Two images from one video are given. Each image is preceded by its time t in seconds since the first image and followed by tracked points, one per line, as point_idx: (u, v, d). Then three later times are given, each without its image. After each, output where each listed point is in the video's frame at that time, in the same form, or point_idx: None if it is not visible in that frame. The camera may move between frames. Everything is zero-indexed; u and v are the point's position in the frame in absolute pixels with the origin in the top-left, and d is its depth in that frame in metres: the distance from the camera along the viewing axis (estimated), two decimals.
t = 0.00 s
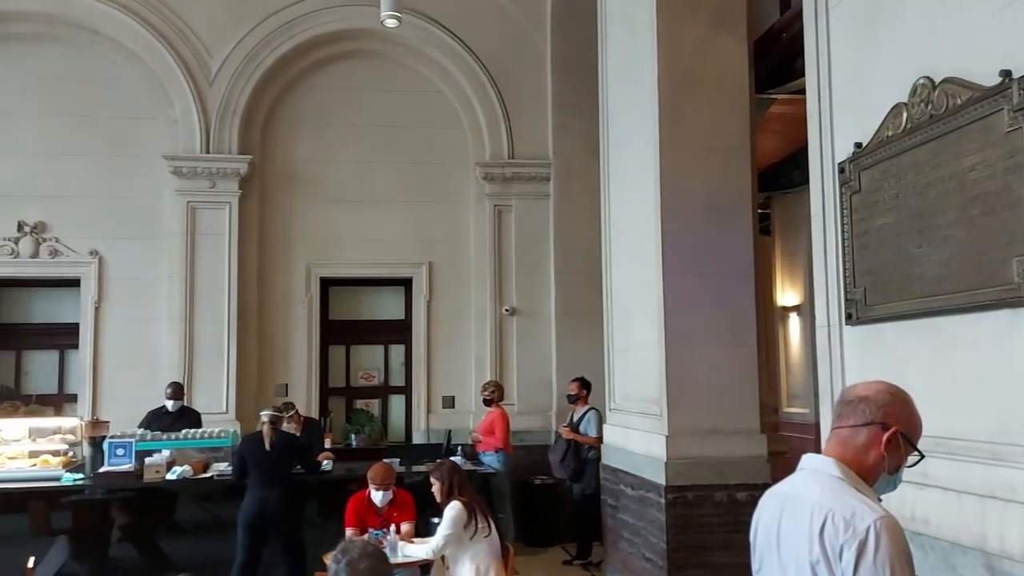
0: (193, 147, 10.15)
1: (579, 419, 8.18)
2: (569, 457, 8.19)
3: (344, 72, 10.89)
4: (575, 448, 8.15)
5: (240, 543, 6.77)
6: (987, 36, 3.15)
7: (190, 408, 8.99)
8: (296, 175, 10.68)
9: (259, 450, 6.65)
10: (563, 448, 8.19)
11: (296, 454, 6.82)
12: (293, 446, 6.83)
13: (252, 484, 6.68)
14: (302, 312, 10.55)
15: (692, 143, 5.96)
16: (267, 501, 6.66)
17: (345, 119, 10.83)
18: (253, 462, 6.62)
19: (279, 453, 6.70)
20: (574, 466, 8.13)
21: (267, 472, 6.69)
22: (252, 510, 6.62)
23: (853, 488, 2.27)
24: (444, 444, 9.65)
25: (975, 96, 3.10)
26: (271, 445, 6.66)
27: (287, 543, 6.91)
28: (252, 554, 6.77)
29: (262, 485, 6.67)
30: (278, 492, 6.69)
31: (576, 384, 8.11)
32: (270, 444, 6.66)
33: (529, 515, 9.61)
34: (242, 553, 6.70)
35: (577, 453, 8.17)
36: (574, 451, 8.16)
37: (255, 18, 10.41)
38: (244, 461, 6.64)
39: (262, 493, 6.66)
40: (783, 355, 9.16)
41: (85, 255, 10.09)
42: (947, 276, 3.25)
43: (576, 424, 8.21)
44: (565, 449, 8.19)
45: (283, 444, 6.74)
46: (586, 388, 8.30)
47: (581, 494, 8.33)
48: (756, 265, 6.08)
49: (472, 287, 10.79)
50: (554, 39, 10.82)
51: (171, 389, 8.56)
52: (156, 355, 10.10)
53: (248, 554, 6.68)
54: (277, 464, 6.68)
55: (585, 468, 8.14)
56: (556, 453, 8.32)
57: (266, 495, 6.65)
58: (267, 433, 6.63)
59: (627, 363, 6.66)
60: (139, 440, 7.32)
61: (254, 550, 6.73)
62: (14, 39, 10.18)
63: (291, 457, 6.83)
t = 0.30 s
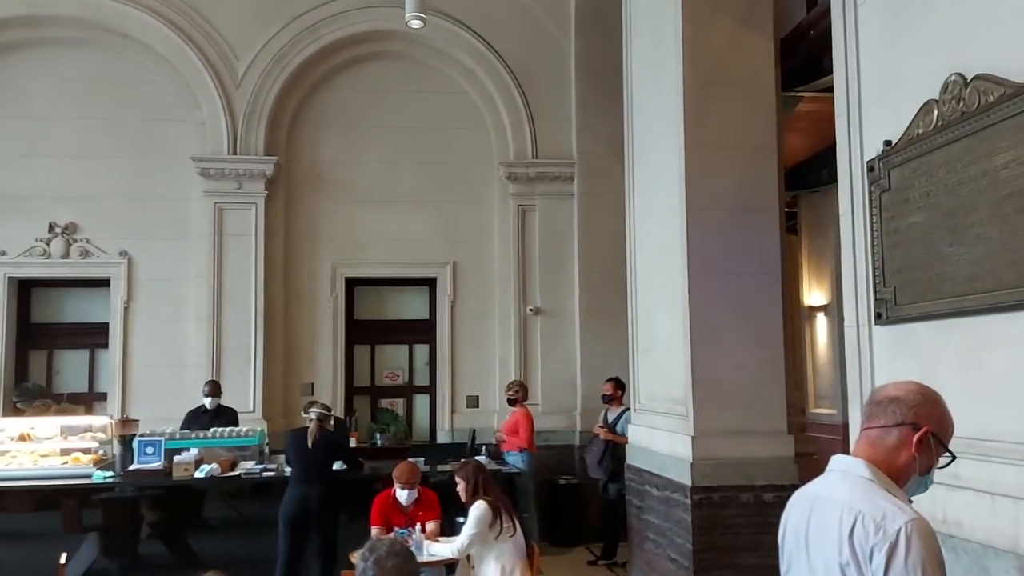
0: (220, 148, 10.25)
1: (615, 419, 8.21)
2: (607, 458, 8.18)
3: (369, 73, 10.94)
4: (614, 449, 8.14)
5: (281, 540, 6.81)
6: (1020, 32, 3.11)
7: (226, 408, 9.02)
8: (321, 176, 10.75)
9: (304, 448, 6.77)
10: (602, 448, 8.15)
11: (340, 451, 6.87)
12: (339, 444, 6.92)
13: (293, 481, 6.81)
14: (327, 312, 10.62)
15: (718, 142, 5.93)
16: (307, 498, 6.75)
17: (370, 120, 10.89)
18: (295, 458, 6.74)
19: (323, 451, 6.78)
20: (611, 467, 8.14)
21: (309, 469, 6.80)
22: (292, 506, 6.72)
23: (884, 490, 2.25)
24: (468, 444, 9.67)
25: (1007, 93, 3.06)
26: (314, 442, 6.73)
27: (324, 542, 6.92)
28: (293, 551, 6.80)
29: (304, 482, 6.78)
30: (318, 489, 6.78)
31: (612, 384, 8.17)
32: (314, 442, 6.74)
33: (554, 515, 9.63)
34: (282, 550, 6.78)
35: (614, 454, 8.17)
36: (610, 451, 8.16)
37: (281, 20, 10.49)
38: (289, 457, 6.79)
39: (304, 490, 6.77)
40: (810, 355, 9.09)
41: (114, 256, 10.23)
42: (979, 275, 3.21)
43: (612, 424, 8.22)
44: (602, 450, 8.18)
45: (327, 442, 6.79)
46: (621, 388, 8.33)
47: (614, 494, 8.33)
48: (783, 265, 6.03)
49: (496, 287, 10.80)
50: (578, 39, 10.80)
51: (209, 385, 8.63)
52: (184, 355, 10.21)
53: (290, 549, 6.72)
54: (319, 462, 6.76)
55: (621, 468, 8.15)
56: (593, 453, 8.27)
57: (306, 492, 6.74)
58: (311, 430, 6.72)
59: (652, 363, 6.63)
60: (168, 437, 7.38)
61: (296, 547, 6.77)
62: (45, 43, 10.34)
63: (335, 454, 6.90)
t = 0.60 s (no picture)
0: (246, 149, 10.34)
1: (646, 419, 8.24)
2: (638, 457, 8.25)
3: (393, 74, 10.99)
4: (644, 448, 8.21)
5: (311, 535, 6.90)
6: None
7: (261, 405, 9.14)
8: (346, 176, 10.81)
9: (339, 446, 6.85)
10: (633, 448, 8.23)
11: (375, 451, 6.93)
12: (374, 444, 6.96)
13: (326, 476, 6.89)
14: (352, 312, 10.69)
15: (744, 140, 5.89)
16: (339, 494, 6.83)
17: (393, 120, 10.93)
18: (330, 455, 6.83)
19: (357, 450, 6.85)
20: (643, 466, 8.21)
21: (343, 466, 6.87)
22: (323, 502, 6.80)
23: (914, 491, 2.22)
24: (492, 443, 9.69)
25: None
26: (348, 442, 6.80)
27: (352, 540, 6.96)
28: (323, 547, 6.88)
29: (336, 478, 6.86)
30: (350, 486, 6.84)
31: (644, 384, 8.19)
32: (348, 440, 6.80)
33: (578, 515, 9.66)
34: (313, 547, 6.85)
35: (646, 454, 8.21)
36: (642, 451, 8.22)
37: (306, 21, 10.56)
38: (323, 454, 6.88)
39: (336, 486, 6.85)
40: (837, 354, 9.01)
41: (143, 256, 10.36)
42: (1010, 274, 3.17)
43: (643, 424, 8.24)
44: (635, 449, 8.25)
45: (362, 442, 6.85)
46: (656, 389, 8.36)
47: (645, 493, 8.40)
48: (810, 264, 5.98)
49: (519, 286, 10.80)
50: (602, 37, 10.78)
51: (242, 383, 8.71)
52: (212, 353, 10.32)
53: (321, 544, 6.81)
54: (353, 460, 6.82)
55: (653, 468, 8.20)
56: (624, 453, 8.35)
57: (338, 488, 6.82)
58: (346, 430, 6.79)
59: (678, 363, 6.60)
60: (196, 436, 7.45)
61: (326, 543, 6.85)
62: (76, 46, 10.50)
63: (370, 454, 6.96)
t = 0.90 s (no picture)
0: (271, 150, 10.42)
1: (670, 417, 8.24)
2: (660, 454, 8.27)
3: (416, 74, 11.02)
4: (667, 446, 8.22)
5: (337, 531, 6.95)
6: None
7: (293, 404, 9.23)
8: (369, 176, 10.87)
9: (367, 445, 6.93)
10: (656, 444, 8.25)
11: (401, 450, 7.00)
12: (401, 443, 7.03)
13: (352, 474, 6.94)
14: (374, 311, 10.73)
15: (768, 137, 5.85)
16: (365, 492, 6.88)
17: (416, 120, 10.97)
18: (358, 453, 6.90)
19: (385, 449, 6.93)
20: (665, 463, 8.22)
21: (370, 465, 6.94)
22: (350, 499, 6.85)
23: (943, 492, 2.20)
24: (514, 442, 9.69)
25: None
26: (377, 440, 6.89)
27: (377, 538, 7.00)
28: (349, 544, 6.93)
29: (363, 476, 6.92)
30: (376, 484, 6.90)
31: (668, 383, 8.18)
32: (377, 439, 6.89)
33: (601, 516, 9.70)
34: (338, 543, 6.91)
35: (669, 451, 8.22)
36: (665, 448, 8.23)
37: (330, 23, 10.61)
38: (351, 452, 6.95)
39: (362, 483, 6.90)
40: (863, 354, 8.93)
41: (169, 256, 10.47)
42: None
43: (666, 422, 8.23)
44: (658, 446, 8.25)
45: (389, 441, 6.95)
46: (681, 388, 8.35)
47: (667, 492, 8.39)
48: (835, 262, 5.93)
49: (541, 286, 10.80)
50: (624, 36, 10.74)
51: (271, 383, 8.80)
52: (237, 353, 10.41)
53: (347, 541, 6.86)
54: (381, 458, 6.90)
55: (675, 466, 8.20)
56: (646, 449, 8.37)
57: (365, 485, 6.87)
58: (376, 428, 6.90)
59: (701, 362, 6.57)
60: (222, 434, 7.54)
61: (351, 540, 6.90)
62: (103, 49, 10.65)
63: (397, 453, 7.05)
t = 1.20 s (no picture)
0: (293, 151, 10.50)
1: (691, 415, 8.20)
2: (680, 452, 8.22)
3: (437, 75, 11.05)
4: (687, 443, 8.17)
5: (361, 529, 6.98)
6: None
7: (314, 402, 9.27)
8: (390, 177, 10.91)
9: (390, 443, 6.99)
10: (676, 442, 8.20)
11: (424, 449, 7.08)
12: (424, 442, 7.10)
13: (376, 473, 6.97)
14: (396, 311, 10.78)
15: (791, 135, 5.81)
16: (390, 490, 6.91)
17: (437, 120, 10.99)
18: (381, 452, 6.95)
19: (409, 447, 6.99)
20: (686, 462, 8.18)
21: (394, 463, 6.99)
22: (374, 497, 6.88)
23: (970, 493, 2.17)
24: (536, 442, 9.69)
25: None
26: (401, 438, 6.96)
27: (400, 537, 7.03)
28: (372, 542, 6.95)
29: (387, 475, 6.96)
30: (400, 482, 6.94)
31: (690, 381, 8.15)
32: (401, 437, 6.96)
33: (624, 516, 9.70)
34: (361, 542, 6.94)
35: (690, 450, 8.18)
36: (687, 447, 8.20)
37: (351, 24, 10.67)
38: (374, 450, 7.01)
39: (386, 482, 6.94)
40: (889, 353, 8.84)
41: (193, 257, 10.57)
42: None
43: (688, 420, 8.23)
44: (679, 445, 8.21)
45: (413, 439, 7.01)
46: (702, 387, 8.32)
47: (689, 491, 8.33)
48: (861, 260, 5.88)
49: (563, 285, 10.79)
50: (646, 34, 10.70)
51: (292, 381, 8.85)
52: (260, 352, 10.50)
53: (370, 539, 6.89)
54: (405, 457, 6.96)
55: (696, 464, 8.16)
56: (666, 447, 8.32)
57: (389, 484, 6.91)
58: (399, 427, 6.96)
59: (725, 362, 6.53)
60: (246, 433, 7.60)
61: (375, 538, 6.93)
62: (128, 52, 10.77)
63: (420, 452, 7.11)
